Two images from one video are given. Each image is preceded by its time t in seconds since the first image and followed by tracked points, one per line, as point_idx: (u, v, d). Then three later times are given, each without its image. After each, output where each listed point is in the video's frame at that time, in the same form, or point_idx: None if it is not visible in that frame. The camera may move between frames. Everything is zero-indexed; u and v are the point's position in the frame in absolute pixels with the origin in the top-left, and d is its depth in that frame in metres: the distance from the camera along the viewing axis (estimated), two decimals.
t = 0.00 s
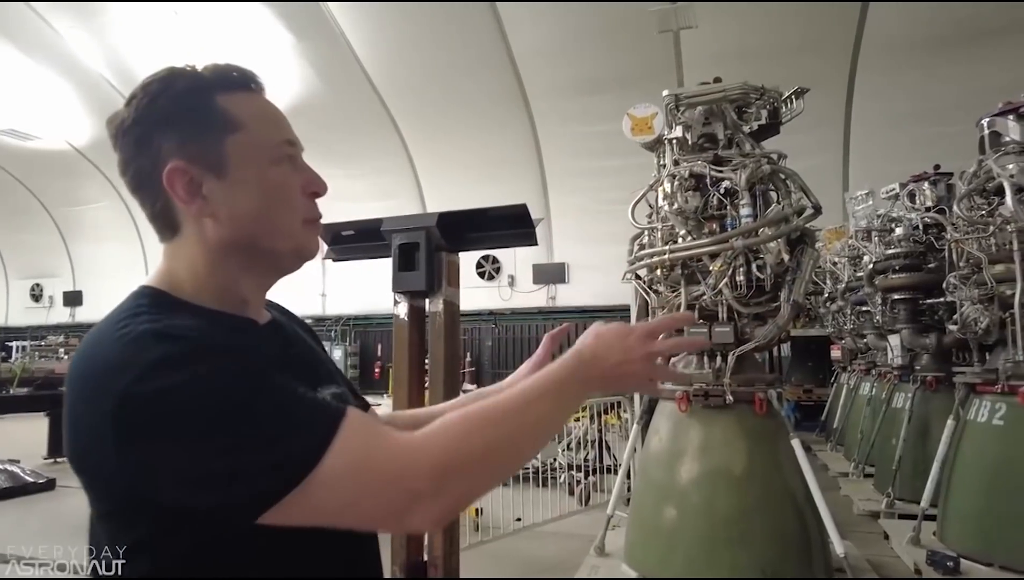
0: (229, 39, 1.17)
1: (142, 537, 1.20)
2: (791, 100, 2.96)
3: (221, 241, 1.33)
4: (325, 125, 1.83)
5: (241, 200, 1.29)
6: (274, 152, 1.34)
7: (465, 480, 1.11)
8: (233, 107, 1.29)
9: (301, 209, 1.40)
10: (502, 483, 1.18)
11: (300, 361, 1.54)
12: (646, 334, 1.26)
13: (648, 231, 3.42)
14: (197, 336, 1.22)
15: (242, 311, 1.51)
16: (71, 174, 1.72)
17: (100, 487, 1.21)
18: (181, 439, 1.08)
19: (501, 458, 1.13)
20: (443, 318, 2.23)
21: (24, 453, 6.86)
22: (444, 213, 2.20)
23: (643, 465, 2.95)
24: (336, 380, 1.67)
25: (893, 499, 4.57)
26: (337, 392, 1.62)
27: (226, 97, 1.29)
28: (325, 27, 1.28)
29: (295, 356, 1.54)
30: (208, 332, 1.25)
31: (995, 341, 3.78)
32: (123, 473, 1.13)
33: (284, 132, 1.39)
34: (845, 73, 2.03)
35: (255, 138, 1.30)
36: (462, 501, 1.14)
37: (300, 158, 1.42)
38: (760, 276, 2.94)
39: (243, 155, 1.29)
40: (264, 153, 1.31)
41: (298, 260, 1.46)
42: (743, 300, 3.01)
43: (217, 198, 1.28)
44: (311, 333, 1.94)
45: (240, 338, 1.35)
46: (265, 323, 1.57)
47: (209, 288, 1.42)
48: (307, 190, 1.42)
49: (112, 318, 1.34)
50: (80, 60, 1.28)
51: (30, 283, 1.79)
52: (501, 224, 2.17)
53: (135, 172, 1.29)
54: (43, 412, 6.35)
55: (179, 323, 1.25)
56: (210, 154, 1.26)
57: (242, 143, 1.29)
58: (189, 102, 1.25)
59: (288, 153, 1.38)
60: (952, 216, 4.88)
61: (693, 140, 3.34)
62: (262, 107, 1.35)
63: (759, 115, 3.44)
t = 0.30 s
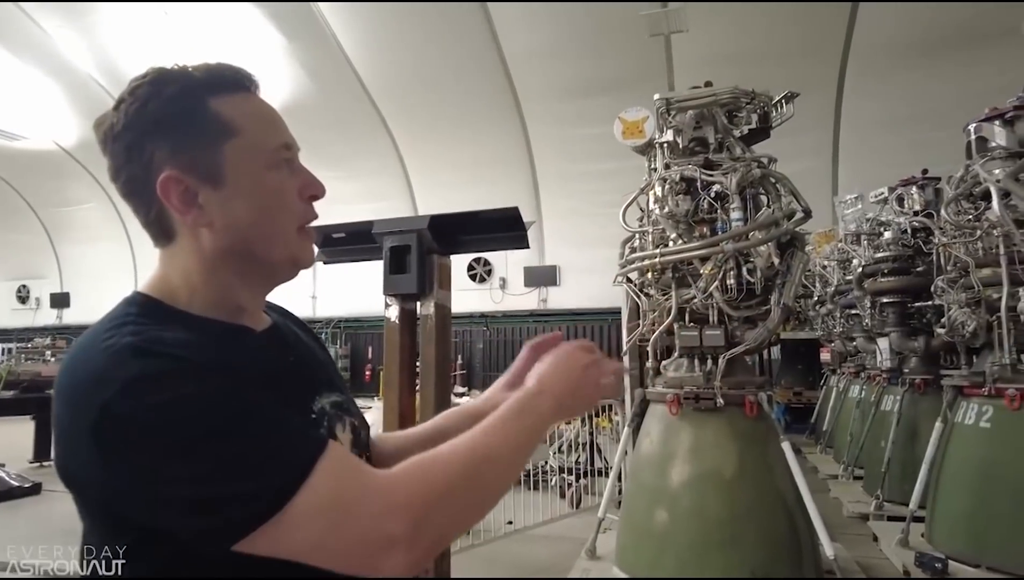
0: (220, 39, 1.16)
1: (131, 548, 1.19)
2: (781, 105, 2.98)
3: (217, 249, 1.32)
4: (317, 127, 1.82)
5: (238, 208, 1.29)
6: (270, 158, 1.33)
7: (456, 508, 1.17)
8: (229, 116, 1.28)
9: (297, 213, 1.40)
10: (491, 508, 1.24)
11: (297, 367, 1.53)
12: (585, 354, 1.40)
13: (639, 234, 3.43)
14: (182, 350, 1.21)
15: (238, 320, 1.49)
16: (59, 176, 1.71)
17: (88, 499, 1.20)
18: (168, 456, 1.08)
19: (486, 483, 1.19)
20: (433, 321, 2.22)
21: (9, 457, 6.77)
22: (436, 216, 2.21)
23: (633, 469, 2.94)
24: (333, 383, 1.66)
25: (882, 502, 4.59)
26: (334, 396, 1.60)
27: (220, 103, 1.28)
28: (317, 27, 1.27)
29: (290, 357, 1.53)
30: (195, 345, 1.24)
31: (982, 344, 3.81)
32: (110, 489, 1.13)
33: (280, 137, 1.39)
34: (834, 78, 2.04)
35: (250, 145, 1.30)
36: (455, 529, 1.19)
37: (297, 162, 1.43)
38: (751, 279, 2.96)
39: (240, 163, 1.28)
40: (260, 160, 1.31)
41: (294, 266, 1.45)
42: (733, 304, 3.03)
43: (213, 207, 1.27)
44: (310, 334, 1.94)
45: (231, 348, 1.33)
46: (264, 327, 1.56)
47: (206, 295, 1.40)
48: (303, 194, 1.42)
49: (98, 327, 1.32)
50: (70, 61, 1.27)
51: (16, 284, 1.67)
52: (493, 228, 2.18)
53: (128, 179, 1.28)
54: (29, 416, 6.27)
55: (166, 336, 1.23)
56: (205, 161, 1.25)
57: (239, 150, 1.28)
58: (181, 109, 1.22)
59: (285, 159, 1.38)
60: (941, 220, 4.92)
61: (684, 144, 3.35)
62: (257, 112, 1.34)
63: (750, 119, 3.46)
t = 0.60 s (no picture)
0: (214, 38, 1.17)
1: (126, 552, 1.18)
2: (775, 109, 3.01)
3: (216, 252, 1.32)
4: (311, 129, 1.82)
5: (238, 210, 1.29)
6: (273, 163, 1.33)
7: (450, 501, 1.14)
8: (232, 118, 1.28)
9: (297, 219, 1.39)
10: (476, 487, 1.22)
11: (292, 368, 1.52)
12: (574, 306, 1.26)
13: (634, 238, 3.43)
14: (171, 354, 1.20)
15: (231, 321, 1.48)
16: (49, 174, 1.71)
17: (81, 505, 1.19)
18: (164, 458, 1.08)
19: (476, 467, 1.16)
20: (429, 326, 2.19)
21: None
22: (431, 219, 2.21)
23: (628, 473, 2.93)
24: (330, 382, 1.65)
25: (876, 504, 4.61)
26: (330, 394, 1.59)
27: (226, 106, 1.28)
28: (313, 29, 1.28)
29: (283, 357, 1.52)
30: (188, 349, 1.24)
31: (975, 347, 3.84)
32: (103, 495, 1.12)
33: (283, 142, 1.38)
34: (827, 82, 2.06)
35: (252, 149, 1.30)
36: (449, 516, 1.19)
37: (300, 168, 1.43)
38: (745, 282, 2.96)
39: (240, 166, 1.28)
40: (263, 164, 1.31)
41: (291, 271, 1.45)
42: (728, 307, 3.03)
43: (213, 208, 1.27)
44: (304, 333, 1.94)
45: (224, 350, 1.33)
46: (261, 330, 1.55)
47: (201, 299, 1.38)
48: (303, 200, 1.41)
49: (90, 332, 1.32)
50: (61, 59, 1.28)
51: (9, 285, 1.63)
52: (488, 231, 2.19)
53: (129, 176, 1.26)
54: (19, 418, 6.21)
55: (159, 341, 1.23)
56: (206, 162, 1.25)
57: (241, 154, 1.28)
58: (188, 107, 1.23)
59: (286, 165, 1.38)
60: (933, 223, 4.95)
61: (679, 147, 3.34)
62: (262, 116, 1.34)
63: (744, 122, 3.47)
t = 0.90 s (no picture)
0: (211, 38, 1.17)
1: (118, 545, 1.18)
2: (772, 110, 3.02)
3: (204, 250, 1.28)
4: (309, 130, 1.82)
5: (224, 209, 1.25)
6: (261, 161, 1.28)
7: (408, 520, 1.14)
8: (219, 112, 1.24)
9: (287, 220, 1.35)
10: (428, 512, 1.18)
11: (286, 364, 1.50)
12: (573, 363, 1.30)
13: (631, 239, 3.44)
14: (161, 345, 1.18)
15: (225, 317, 1.44)
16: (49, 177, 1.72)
17: (71, 495, 1.19)
18: (146, 452, 1.07)
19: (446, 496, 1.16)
20: (426, 326, 2.21)
21: None
22: (429, 220, 2.22)
23: (625, 473, 2.93)
24: (327, 380, 1.62)
25: (872, 505, 4.62)
26: (326, 391, 1.55)
27: (213, 100, 1.24)
28: (314, 29, 1.28)
29: (278, 353, 1.49)
30: (178, 340, 1.22)
31: (970, 348, 3.86)
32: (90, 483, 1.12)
33: (277, 138, 1.34)
34: (824, 83, 2.06)
35: (240, 147, 1.25)
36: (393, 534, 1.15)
37: (293, 167, 1.37)
38: (742, 283, 2.97)
39: (226, 162, 1.24)
40: (252, 161, 1.26)
41: (282, 268, 1.40)
42: (725, 308, 3.03)
43: (197, 204, 1.24)
44: (304, 333, 1.93)
45: (216, 343, 1.30)
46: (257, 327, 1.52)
47: (192, 298, 1.35)
48: (295, 200, 1.36)
49: (84, 319, 1.31)
50: (60, 60, 1.33)
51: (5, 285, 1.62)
52: (486, 232, 2.20)
53: (125, 172, 1.26)
54: (16, 420, 6.19)
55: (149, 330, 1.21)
56: (194, 160, 1.22)
57: (229, 152, 1.24)
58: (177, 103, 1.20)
59: (276, 162, 1.32)
60: (929, 225, 4.96)
61: (676, 148, 3.36)
62: (255, 113, 1.31)
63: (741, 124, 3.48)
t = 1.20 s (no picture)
0: (207, 38, 1.22)
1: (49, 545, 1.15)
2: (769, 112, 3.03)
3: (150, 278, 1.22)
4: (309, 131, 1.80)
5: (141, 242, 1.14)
6: (161, 185, 1.10)
7: None
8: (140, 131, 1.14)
9: (199, 240, 1.13)
10: None
11: (282, 373, 1.45)
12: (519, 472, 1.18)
13: (630, 240, 3.44)
14: (122, 348, 1.13)
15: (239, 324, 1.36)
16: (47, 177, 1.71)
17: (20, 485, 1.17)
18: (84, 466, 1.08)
19: None
20: (426, 328, 2.24)
21: None
22: (426, 221, 2.22)
23: (624, 474, 2.93)
24: (330, 390, 1.59)
25: (870, 506, 4.63)
26: (323, 404, 1.53)
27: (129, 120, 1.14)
28: (314, 29, 1.28)
29: (277, 358, 1.46)
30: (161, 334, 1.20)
31: (967, 350, 3.87)
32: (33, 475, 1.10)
33: (196, 146, 1.13)
34: (823, 84, 2.07)
35: (142, 174, 1.11)
36: None
37: (230, 181, 1.16)
38: (740, 285, 2.97)
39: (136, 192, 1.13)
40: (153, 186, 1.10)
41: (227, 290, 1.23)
42: (723, 310, 3.04)
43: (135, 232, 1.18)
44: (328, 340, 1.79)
45: (202, 347, 1.26)
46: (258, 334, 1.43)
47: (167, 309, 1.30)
48: (200, 217, 1.12)
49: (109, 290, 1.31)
50: (58, 61, 1.35)
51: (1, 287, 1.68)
52: (485, 234, 2.20)
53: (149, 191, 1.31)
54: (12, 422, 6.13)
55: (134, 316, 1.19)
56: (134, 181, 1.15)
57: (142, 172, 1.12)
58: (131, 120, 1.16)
59: (169, 181, 1.11)
60: (926, 227, 4.98)
61: (674, 151, 3.36)
62: (168, 121, 1.13)
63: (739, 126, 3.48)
